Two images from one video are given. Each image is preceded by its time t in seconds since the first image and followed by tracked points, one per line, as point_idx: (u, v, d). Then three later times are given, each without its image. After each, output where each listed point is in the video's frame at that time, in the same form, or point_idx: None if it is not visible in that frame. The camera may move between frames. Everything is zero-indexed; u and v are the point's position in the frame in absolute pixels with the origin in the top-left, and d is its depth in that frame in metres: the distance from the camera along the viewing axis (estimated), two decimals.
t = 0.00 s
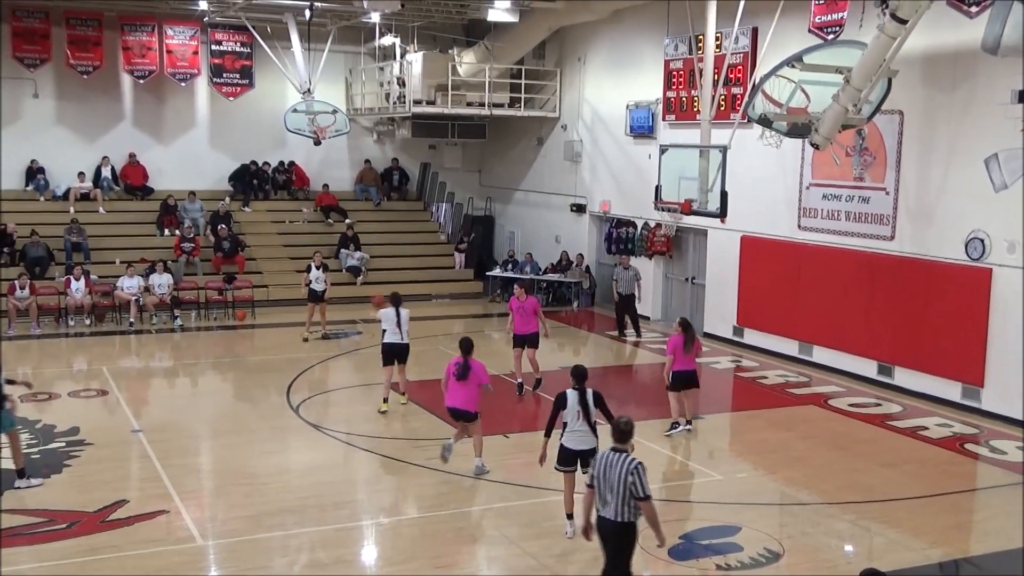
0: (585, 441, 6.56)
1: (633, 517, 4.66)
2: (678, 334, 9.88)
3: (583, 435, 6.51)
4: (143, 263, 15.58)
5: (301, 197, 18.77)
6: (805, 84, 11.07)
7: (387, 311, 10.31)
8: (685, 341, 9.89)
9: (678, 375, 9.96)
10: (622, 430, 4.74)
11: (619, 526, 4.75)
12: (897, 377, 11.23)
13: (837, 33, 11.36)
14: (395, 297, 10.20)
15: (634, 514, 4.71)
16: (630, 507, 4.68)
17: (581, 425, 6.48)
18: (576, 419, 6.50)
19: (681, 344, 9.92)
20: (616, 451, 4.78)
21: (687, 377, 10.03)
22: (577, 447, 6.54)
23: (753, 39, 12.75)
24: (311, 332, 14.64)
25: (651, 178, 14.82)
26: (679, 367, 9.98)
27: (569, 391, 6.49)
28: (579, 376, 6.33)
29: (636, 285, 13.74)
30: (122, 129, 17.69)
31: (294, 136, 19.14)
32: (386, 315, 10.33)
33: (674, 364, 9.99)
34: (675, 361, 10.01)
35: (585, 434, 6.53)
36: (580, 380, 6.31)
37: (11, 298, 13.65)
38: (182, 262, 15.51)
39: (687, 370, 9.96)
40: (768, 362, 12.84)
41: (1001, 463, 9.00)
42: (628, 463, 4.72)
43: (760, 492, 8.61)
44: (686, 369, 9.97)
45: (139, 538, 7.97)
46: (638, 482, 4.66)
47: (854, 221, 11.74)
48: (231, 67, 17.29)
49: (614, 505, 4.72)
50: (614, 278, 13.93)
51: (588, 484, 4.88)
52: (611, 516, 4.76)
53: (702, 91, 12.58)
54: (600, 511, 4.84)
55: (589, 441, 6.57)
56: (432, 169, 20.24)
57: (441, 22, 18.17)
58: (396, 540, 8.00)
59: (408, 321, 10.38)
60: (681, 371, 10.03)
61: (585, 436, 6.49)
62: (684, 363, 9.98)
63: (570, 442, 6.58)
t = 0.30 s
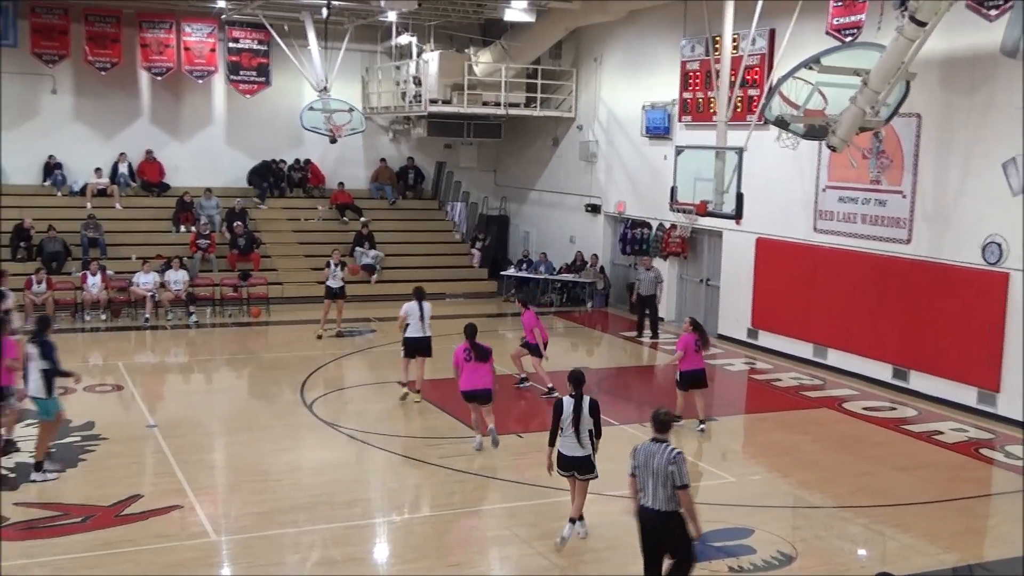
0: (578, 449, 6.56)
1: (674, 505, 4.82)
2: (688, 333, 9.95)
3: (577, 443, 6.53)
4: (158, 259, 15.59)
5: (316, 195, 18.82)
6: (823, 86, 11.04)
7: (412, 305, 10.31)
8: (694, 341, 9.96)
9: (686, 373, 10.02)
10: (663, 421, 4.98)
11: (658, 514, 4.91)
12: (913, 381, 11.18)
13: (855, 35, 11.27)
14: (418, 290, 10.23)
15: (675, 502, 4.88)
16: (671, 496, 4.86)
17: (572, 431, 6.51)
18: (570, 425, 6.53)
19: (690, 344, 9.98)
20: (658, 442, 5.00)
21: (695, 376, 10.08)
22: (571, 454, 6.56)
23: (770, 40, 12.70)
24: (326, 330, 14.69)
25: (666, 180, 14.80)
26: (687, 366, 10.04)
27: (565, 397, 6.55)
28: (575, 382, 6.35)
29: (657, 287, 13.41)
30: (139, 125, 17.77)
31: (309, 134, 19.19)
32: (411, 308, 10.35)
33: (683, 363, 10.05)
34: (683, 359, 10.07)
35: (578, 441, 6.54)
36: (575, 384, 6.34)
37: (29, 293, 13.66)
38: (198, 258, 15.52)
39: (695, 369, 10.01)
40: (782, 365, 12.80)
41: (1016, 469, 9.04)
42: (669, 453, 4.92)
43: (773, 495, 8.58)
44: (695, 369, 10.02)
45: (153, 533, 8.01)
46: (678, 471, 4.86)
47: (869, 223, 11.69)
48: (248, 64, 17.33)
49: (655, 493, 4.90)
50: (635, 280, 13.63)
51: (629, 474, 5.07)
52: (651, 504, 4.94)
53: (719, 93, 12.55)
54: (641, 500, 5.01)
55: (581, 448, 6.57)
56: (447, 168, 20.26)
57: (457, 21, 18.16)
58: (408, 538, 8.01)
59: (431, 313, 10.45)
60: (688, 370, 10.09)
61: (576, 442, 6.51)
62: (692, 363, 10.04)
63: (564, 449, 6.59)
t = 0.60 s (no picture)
0: (580, 455, 6.42)
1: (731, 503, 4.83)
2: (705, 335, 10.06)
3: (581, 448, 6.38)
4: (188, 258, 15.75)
5: (345, 195, 18.88)
6: (854, 86, 10.96)
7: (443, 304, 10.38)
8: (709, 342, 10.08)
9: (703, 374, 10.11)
10: (723, 423, 5.02)
11: (714, 513, 4.91)
12: (942, 385, 11.08)
13: (885, 35, 11.09)
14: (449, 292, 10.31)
15: (731, 502, 4.89)
16: (729, 496, 4.87)
17: (578, 435, 6.38)
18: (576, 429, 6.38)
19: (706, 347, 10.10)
20: (716, 443, 5.02)
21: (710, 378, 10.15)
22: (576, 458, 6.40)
23: (801, 40, 12.62)
24: (353, 329, 14.75)
25: (694, 180, 14.74)
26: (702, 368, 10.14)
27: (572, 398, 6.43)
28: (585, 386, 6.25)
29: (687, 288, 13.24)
30: (170, 125, 17.92)
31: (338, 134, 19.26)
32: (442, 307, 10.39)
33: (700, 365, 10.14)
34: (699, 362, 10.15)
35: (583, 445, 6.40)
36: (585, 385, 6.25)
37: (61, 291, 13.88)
38: (226, 258, 15.66)
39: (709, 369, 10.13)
40: (810, 367, 12.73)
41: None
42: (729, 455, 4.95)
43: (801, 498, 8.53)
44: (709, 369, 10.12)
45: (181, 529, 8.06)
46: (739, 472, 4.88)
47: (900, 225, 11.61)
48: (277, 64, 17.42)
49: (713, 492, 4.90)
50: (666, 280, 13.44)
51: (684, 474, 5.07)
52: (707, 504, 4.94)
53: (749, 93, 12.49)
54: (695, 500, 5.01)
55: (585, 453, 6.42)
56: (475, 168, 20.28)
57: (486, 21, 18.17)
58: (434, 538, 8.03)
59: (459, 312, 10.46)
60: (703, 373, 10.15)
61: (579, 447, 6.37)
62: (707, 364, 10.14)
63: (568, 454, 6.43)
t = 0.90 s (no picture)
0: (580, 455, 6.37)
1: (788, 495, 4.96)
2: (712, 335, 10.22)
3: (578, 449, 6.34)
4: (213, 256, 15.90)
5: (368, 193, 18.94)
6: (879, 84, 10.86)
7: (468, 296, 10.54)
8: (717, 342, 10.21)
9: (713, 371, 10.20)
10: (776, 416, 5.14)
11: (769, 504, 5.05)
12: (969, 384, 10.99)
13: (913, 32, 11.02)
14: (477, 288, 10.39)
15: (787, 493, 5.03)
16: (785, 487, 5.02)
17: (576, 436, 6.31)
18: (572, 430, 6.32)
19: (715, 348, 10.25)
20: (770, 435, 5.15)
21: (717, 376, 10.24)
22: (573, 459, 6.37)
23: (826, 37, 12.56)
24: (376, 327, 14.80)
25: (719, 178, 14.69)
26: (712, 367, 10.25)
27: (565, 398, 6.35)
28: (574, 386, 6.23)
29: (711, 285, 13.17)
30: (195, 124, 18.03)
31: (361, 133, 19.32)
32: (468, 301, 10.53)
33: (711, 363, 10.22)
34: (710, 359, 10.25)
35: (580, 445, 6.36)
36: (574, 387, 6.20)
37: (88, 289, 14.05)
38: (251, 256, 15.74)
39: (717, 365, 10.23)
40: (835, 365, 12.67)
41: None
42: (784, 447, 5.08)
43: (826, 496, 8.50)
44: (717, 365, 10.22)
45: (205, 526, 8.12)
46: (795, 464, 5.03)
47: (925, 223, 11.52)
48: (301, 63, 17.55)
49: (769, 483, 5.04)
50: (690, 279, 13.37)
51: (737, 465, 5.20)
52: (762, 495, 5.07)
53: (773, 91, 12.45)
54: (749, 490, 5.14)
55: (582, 453, 6.37)
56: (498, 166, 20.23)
57: (508, 20, 18.18)
58: (458, 535, 8.04)
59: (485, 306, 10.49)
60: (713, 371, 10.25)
61: (580, 448, 6.31)
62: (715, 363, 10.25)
63: (565, 455, 6.38)
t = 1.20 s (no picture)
0: (556, 437, 6.34)
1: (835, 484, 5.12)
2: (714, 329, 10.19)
3: (555, 431, 6.32)
4: (234, 251, 15.99)
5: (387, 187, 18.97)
6: (901, 73, 10.73)
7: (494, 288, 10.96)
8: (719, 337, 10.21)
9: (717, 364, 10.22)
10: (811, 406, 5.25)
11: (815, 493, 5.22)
12: (992, 375, 10.92)
13: (934, 20, 10.92)
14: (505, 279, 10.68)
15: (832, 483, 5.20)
16: (830, 476, 5.19)
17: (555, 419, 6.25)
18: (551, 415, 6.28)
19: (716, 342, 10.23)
20: (808, 427, 5.28)
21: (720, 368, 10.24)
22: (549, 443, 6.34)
23: (846, 27, 12.48)
24: (396, 321, 14.84)
25: (739, 170, 14.63)
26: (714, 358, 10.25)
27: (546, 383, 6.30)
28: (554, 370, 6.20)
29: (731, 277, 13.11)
30: (216, 120, 18.09)
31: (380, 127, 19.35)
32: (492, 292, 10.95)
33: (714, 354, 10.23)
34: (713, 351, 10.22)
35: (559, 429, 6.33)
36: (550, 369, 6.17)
37: (110, 284, 14.15)
38: (272, 250, 15.82)
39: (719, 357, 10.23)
40: (856, 357, 12.61)
41: None
42: (824, 437, 5.22)
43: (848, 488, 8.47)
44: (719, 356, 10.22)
45: (229, 518, 8.18)
46: (838, 452, 5.19)
47: (948, 213, 11.43)
48: (320, 58, 17.61)
49: (815, 475, 5.19)
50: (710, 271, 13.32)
51: (778, 460, 5.32)
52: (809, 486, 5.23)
53: (794, 81, 12.38)
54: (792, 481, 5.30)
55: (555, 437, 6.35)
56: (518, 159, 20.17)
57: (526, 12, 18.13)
58: (479, 527, 8.07)
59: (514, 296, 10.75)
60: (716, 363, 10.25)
61: (558, 431, 6.27)
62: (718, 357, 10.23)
63: (543, 440, 6.34)
